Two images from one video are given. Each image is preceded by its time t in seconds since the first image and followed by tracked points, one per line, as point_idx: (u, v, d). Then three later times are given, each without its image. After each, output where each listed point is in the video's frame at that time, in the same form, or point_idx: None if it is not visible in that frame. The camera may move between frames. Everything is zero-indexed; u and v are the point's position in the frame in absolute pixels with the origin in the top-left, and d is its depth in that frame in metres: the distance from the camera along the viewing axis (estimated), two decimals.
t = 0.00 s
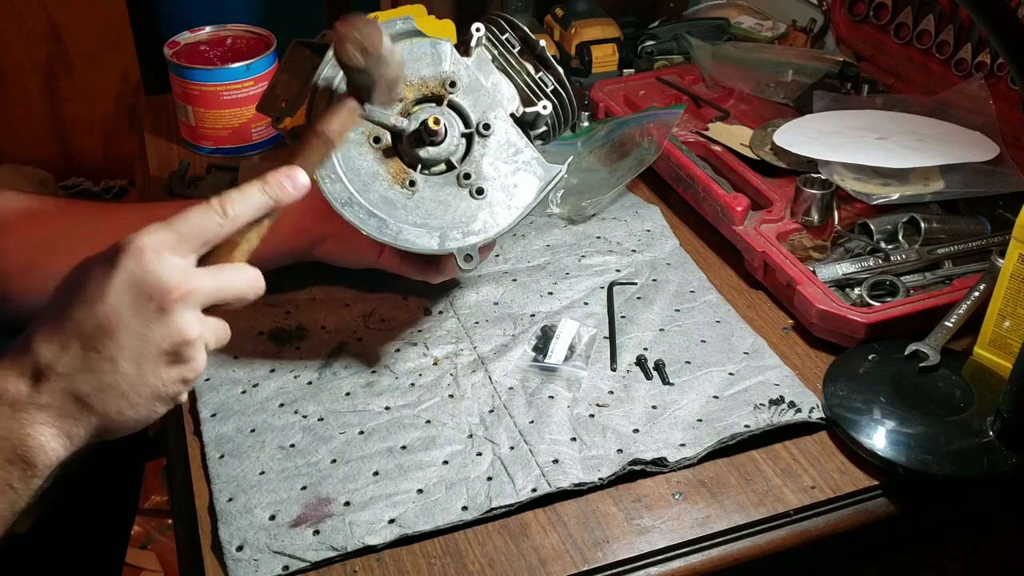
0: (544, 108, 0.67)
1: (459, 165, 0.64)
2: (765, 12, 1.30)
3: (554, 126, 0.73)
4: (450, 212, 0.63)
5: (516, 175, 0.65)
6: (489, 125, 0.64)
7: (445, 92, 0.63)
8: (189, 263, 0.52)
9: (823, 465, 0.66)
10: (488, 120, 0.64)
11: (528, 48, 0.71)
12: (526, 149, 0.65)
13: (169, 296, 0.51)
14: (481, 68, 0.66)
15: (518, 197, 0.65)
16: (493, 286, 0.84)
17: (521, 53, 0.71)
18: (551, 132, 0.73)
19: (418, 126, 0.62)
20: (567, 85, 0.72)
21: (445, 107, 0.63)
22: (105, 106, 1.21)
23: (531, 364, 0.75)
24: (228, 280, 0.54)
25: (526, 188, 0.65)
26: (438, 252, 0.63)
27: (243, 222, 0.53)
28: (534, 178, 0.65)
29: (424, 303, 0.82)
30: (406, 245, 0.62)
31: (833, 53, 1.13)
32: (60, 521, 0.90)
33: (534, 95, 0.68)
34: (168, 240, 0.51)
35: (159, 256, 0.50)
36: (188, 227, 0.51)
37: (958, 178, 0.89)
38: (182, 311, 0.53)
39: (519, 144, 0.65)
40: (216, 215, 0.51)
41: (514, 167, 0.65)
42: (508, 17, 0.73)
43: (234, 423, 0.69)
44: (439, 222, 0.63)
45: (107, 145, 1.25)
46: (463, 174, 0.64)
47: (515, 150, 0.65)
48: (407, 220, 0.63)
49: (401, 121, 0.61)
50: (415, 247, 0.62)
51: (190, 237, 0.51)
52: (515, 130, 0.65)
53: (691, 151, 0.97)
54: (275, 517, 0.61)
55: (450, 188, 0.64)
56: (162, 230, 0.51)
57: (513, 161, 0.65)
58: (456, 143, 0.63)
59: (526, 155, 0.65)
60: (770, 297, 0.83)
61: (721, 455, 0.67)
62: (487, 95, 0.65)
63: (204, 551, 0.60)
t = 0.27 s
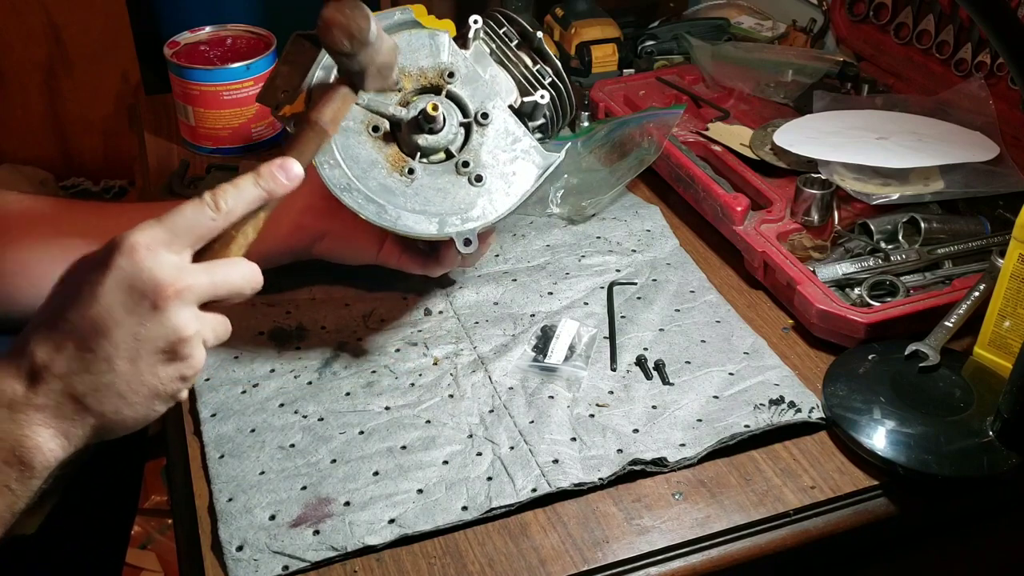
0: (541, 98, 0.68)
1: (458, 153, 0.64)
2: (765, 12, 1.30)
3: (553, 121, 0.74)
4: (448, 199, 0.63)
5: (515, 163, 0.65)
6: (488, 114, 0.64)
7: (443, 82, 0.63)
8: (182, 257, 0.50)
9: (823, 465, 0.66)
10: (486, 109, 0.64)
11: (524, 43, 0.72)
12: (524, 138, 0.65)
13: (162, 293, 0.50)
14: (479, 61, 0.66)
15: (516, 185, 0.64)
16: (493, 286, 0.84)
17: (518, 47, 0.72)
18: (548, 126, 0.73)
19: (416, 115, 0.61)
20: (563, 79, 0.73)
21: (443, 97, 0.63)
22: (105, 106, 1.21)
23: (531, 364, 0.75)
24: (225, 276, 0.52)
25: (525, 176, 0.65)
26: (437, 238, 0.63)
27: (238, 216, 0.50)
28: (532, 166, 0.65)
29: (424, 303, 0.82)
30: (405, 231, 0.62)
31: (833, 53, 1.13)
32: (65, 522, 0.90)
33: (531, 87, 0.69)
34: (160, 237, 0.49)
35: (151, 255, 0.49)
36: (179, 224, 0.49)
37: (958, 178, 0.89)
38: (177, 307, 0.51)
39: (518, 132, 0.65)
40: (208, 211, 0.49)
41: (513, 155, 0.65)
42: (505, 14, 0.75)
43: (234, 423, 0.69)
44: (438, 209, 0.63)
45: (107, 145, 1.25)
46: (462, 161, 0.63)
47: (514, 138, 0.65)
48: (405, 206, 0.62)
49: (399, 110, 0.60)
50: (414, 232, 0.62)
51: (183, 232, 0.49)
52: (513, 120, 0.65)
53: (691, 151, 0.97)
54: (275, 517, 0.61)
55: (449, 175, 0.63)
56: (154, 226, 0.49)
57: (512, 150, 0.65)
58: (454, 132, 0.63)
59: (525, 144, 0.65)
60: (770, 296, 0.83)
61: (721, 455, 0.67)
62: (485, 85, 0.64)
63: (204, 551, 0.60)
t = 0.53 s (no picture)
0: (535, 85, 0.69)
1: (454, 139, 0.64)
2: (765, 12, 1.30)
3: (552, 110, 0.74)
4: (445, 184, 0.63)
5: (510, 149, 0.65)
6: (483, 101, 0.65)
7: (438, 71, 0.64)
8: (182, 264, 0.52)
9: (823, 465, 0.66)
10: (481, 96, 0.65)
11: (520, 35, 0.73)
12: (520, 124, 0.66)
13: (162, 300, 0.51)
14: (475, 53, 0.67)
15: (513, 169, 0.64)
16: (493, 286, 0.84)
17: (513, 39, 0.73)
18: (547, 116, 0.73)
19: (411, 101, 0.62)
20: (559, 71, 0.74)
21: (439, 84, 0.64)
22: (105, 106, 1.21)
23: (531, 364, 0.75)
24: (222, 282, 0.53)
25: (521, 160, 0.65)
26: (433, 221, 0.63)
27: (237, 221, 0.51)
28: (529, 151, 0.65)
29: (424, 303, 0.82)
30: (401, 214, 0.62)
31: (833, 53, 1.13)
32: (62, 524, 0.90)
33: (527, 75, 0.70)
34: (158, 243, 0.50)
35: (149, 260, 0.50)
36: (178, 229, 0.50)
37: (958, 178, 0.89)
38: (178, 313, 0.52)
39: (513, 118, 0.65)
40: (206, 215, 0.50)
41: (509, 141, 0.65)
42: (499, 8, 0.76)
43: (234, 423, 0.69)
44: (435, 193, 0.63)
45: (107, 145, 1.25)
46: (458, 147, 0.63)
47: (509, 125, 0.65)
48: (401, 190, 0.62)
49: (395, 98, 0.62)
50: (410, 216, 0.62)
51: (181, 238, 0.51)
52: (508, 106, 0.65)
53: (691, 151, 0.97)
54: (275, 517, 0.61)
55: (445, 161, 0.63)
56: (153, 232, 0.50)
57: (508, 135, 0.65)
58: (450, 118, 0.63)
59: (521, 130, 0.65)
60: (770, 296, 0.83)
61: (721, 455, 0.67)
62: (480, 74, 0.65)
63: (204, 551, 0.60)
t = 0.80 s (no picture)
0: (520, 75, 0.62)
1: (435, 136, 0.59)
2: (765, 12, 1.30)
3: (541, 100, 0.67)
4: (428, 181, 0.60)
5: (496, 143, 0.60)
6: (466, 95, 0.58)
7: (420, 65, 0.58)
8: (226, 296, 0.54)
9: (823, 465, 0.66)
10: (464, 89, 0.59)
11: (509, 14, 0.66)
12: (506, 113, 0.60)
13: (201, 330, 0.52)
14: (458, 43, 0.60)
15: (498, 165, 0.60)
16: (493, 286, 0.84)
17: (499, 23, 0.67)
18: (536, 104, 0.66)
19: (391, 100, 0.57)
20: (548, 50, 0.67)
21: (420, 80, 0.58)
22: (105, 106, 1.21)
23: (531, 364, 0.75)
24: (259, 317, 0.55)
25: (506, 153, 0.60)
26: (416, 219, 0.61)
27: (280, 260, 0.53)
28: (513, 144, 0.60)
29: (424, 303, 0.82)
30: (384, 213, 0.59)
31: (833, 53, 1.13)
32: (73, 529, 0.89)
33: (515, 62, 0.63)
34: (205, 273, 0.52)
35: (193, 288, 0.52)
36: (225, 263, 0.52)
37: (958, 178, 0.89)
38: (214, 344, 0.54)
39: (497, 111, 0.60)
40: (253, 251, 0.52)
41: (494, 132, 0.60)
42: None
43: (234, 423, 0.69)
44: (417, 189, 0.60)
45: (107, 145, 1.25)
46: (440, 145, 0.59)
47: (494, 118, 0.60)
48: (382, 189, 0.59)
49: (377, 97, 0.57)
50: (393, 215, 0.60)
51: (226, 272, 0.52)
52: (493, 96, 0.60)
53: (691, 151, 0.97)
54: (274, 517, 0.61)
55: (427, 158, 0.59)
56: (202, 261, 0.52)
57: (492, 129, 0.60)
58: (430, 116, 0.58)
59: (506, 122, 0.60)
60: (770, 296, 0.83)
61: (720, 455, 0.67)
62: (463, 65, 0.59)
63: (203, 551, 0.60)
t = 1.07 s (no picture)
0: (515, 75, 0.62)
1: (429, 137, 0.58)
2: (765, 12, 1.30)
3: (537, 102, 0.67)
4: (420, 186, 0.58)
5: (489, 146, 0.59)
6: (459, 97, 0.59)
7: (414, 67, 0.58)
8: (224, 288, 0.52)
9: (823, 465, 0.66)
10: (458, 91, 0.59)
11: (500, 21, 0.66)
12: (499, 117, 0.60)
13: (200, 324, 0.52)
14: (453, 44, 0.61)
15: (491, 169, 0.59)
16: (493, 286, 0.84)
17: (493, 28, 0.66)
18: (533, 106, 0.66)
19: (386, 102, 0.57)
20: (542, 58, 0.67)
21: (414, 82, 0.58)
22: (105, 106, 1.21)
23: (531, 364, 0.75)
24: (261, 306, 0.53)
25: (500, 157, 0.60)
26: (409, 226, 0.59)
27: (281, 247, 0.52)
28: (507, 147, 0.60)
29: (424, 303, 0.82)
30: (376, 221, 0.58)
31: (833, 54, 1.13)
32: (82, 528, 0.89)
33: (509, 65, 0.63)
34: (200, 266, 0.51)
35: (189, 283, 0.51)
36: (220, 254, 0.51)
37: (958, 178, 0.89)
38: (214, 338, 0.53)
39: (491, 113, 0.60)
40: (250, 242, 0.50)
41: (488, 135, 0.59)
42: None
43: (234, 423, 0.69)
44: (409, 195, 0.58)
45: (107, 146, 1.25)
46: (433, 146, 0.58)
47: (487, 120, 0.60)
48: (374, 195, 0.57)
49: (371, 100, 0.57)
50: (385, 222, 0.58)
51: (222, 262, 0.51)
52: (486, 98, 0.60)
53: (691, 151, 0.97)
54: (274, 517, 0.61)
55: (420, 161, 0.58)
56: (196, 255, 0.51)
57: (486, 131, 0.59)
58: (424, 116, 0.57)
59: (500, 125, 0.60)
60: (770, 296, 0.83)
61: (720, 455, 0.67)
62: (457, 68, 0.59)
63: (203, 551, 0.60)
